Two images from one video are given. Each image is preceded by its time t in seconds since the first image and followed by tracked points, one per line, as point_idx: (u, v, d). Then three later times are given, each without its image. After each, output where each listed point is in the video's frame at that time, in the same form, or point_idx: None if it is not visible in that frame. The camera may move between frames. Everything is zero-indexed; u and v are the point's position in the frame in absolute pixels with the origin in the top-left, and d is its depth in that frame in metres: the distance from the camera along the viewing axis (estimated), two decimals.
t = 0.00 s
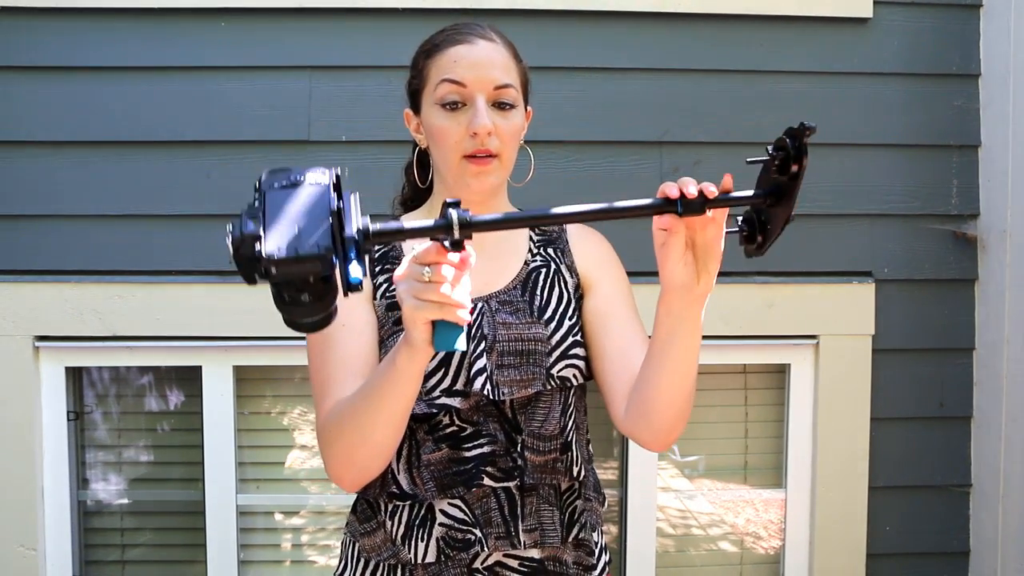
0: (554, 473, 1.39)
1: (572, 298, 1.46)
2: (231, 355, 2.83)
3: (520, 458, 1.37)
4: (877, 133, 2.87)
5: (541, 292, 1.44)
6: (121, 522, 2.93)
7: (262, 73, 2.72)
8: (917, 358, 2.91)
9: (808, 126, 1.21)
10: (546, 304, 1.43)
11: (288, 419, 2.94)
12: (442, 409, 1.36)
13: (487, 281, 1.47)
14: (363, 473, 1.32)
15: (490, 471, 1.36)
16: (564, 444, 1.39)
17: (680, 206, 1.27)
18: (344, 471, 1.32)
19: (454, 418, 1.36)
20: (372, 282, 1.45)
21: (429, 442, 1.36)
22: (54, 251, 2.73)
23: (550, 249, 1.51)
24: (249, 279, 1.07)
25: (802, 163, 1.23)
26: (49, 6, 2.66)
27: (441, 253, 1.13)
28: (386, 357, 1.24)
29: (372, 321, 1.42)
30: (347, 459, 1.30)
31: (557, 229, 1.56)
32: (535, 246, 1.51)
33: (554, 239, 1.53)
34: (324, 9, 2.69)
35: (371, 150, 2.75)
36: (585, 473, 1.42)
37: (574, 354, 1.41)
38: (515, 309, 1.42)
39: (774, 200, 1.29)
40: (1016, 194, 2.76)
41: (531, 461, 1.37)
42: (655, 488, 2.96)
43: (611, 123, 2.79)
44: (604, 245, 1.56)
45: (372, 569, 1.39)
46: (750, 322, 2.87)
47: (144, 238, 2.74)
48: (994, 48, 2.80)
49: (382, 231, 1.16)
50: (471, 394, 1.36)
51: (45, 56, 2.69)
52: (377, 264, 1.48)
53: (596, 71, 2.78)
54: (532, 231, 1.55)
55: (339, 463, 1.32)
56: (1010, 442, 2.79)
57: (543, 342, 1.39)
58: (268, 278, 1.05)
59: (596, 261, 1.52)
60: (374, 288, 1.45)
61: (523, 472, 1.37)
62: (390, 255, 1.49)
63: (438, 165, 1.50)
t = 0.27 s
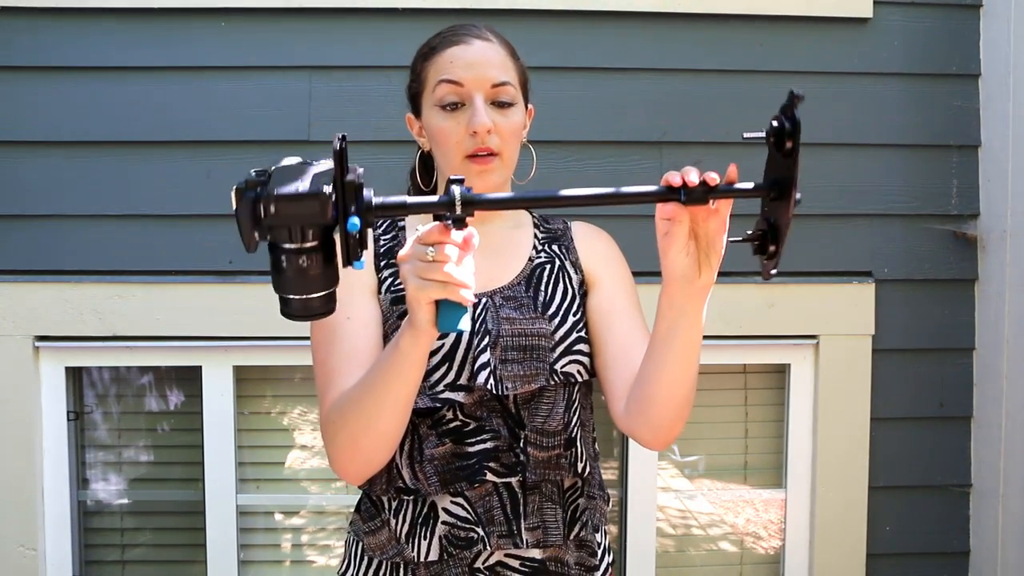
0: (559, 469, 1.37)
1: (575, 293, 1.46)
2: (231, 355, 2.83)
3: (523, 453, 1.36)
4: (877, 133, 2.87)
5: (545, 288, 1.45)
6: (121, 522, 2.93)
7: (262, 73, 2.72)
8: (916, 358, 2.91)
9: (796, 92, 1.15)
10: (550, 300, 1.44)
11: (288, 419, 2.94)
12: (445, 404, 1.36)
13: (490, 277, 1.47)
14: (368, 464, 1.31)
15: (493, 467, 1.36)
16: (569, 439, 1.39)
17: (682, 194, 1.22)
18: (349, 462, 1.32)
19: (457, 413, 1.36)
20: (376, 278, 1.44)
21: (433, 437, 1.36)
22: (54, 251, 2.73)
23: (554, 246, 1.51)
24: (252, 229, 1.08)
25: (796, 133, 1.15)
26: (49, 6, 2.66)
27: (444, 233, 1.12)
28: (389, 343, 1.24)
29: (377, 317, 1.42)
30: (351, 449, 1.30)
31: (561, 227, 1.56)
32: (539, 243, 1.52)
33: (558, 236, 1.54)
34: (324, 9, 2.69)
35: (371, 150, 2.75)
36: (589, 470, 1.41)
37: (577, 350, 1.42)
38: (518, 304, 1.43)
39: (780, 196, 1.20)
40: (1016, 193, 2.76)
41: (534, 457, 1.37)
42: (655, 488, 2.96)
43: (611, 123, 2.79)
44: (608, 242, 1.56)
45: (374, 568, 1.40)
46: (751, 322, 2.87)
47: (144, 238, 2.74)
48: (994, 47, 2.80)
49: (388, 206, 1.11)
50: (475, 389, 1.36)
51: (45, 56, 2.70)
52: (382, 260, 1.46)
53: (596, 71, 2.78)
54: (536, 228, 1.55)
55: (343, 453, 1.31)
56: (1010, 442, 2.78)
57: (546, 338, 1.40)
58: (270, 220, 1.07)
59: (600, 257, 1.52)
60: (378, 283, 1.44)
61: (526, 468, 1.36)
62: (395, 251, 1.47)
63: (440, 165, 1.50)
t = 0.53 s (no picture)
0: (562, 468, 1.38)
1: (578, 293, 1.47)
2: (231, 355, 2.83)
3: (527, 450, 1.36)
4: (876, 133, 2.87)
5: (548, 287, 1.45)
6: (121, 522, 2.93)
7: (263, 72, 2.72)
8: (916, 358, 2.91)
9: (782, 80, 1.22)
10: (553, 299, 1.44)
11: (288, 419, 2.94)
12: (448, 403, 1.36)
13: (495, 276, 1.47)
14: (375, 459, 1.30)
15: (496, 465, 1.35)
16: (572, 439, 1.39)
17: (693, 180, 1.25)
18: (355, 458, 1.30)
19: (460, 411, 1.36)
20: (381, 276, 1.45)
21: (436, 436, 1.36)
22: (54, 251, 2.73)
23: (556, 245, 1.52)
24: (264, 184, 1.12)
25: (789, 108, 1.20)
26: (49, 5, 2.66)
27: (453, 221, 1.12)
28: (396, 336, 1.23)
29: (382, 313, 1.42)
30: (357, 444, 1.29)
31: (564, 227, 1.56)
32: (542, 243, 1.52)
33: (561, 236, 1.54)
34: (324, 9, 2.69)
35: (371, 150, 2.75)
36: (592, 470, 1.41)
37: (580, 349, 1.42)
38: (522, 303, 1.43)
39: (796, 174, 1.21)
40: (1016, 194, 2.76)
41: (537, 456, 1.37)
42: (655, 488, 2.96)
43: (611, 123, 2.79)
44: (610, 241, 1.56)
45: (376, 567, 1.40)
46: (751, 322, 2.87)
47: (144, 238, 2.74)
48: (994, 47, 2.80)
49: (399, 192, 1.14)
50: (478, 387, 1.36)
51: (45, 55, 2.69)
52: (387, 259, 1.46)
53: (596, 71, 2.78)
54: (539, 228, 1.55)
55: (349, 449, 1.30)
56: (1010, 442, 2.79)
57: (549, 337, 1.40)
58: (281, 171, 1.11)
59: (603, 256, 1.52)
60: (382, 281, 1.44)
61: (529, 467, 1.36)
62: (399, 250, 1.47)
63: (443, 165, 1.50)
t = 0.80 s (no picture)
0: (563, 469, 1.38)
1: (580, 295, 1.47)
2: (231, 355, 2.83)
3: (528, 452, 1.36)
4: (876, 133, 2.87)
5: (550, 289, 1.45)
6: (121, 522, 2.93)
7: (263, 73, 2.72)
8: (916, 358, 2.91)
9: (776, 111, 1.26)
10: (555, 301, 1.44)
11: (288, 419, 2.94)
12: (450, 404, 1.35)
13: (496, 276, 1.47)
14: (380, 456, 1.29)
15: (497, 467, 1.35)
16: (573, 441, 1.39)
17: (694, 180, 1.24)
18: (360, 455, 1.30)
19: (462, 413, 1.36)
20: (383, 275, 1.45)
21: (437, 437, 1.36)
22: (54, 251, 2.73)
23: (558, 247, 1.52)
24: (268, 150, 1.15)
25: (786, 126, 1.23)
26: (49, 6, 2.66)
27: (456, 211, 1.13)
28: (400, 331, 1.22)
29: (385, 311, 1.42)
30: (363, 441, 1.28)
31: (565, 229, 1.56)
32: (544, 245, 1.52)
33: (563, 239, 1.54)
34: (324, 9, 2.69)
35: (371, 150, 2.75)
36: (593, 472, 1.41)
37: (582, 351, 1.42)
38: (524, 305, 1.43)
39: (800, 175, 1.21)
40: (1016, 194, 2.76)
41: (539, 458, 1.37)
42: (655, 488, 2.96)
43: (611, 123, 2.79)
44: (611, 244, 1.56)
45: (376, 568, 1.40)
46: (751, 322, 2.87)
47: (145, 238, 2.74)
48: (994, 48, 2.80)
49: (401, 176, 1.14)
50: (480, 389, 1.36)
51: (45, 56, 2.69)
52: (389, 260, 1.46)
53: (596, 71, 2.78)
54: (540, 230, 1.55)
55: (355, 447, 1.29)
56: (1010, 442, 2.78)
57: (551, 339, 1.40)
58: (287, 135, 1.14)
59: (604, 259, 1.53)
60: (385, 280, 1.44)
61: (531, 469, 1.36)
62: (402, 250, 1.47)
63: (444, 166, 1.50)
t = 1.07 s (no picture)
0: (563, 471, 1.38)
1: (580, 296, 1.47)
2: (231, 355, 2.83)
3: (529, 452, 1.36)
4: (876, 133, 2.87)
5: (550, 290, 1.45)
6: (121, 522, 2.93)
7: (263, 73, 2.72)
8: (916, 358, 2.91)
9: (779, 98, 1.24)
10: (555, 302, 1.44)
11: (288, 419, 2.94)
12: (450, 405, 1.35)
13: (496, 276, 1.47)
14: (379, 455, 1.28)
15: (496, 468, 1.35)
16: (573, 442, 1.39)
17: (694, 177, 1.25)
18: (360, 454, 1.29)
19: (461, 413, 1.36)
20: (384, 275, 1.45)
21: (436, 438, 1.36)
22: (54, 251, 2.73)
23: (557, 248, 1.52)
24: (265, 142, 1.15)
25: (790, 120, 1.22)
26: (48, 5, 2.66)
27: (455, 205, 1.12)
28: (400, 327, 1.22)
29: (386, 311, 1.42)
30: (363, 438, 1.27)
31: (566, 230, 1.56)
32: (544, 246, 1.52)
33: (563, 240, 1.54)
34: (324, 9, 2.69)
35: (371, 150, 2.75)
36: (592, 473, 1.41)
37: (582, 352, 1.42)
38: (524, 306, 1.43)
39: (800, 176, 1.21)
40: (1016, 194, 2.76)
41: (539, 459, 1.37)
42: (655, 488, 2.96)
43: (611, 123, 2.79)
44: (610, 244, 1.57)
45: (374, 568, 1.39)
46: (751, 322, 2.87)
47: (145, 238, 2.74)
48: (994, 48, 2.80)
49: (398, 167, 1.15)
50: (480, 391, 1.36)
51: (45, 55, 2.69)
52: (389, 259, 1.46)
53: (596, 71, 2.78)
54: (541, 231, 1.55)
55: (355, 444, 1.28)
56: (1010, 442, 2.78)
57: (551, 340, 1.40)
58: (285, 127, 1.14)
59: (604, 260, 1.53)
60: (385, 281, 1.44)
61: (530, 470, 1.36)
62: (402, 250, 1.47)
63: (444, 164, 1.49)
